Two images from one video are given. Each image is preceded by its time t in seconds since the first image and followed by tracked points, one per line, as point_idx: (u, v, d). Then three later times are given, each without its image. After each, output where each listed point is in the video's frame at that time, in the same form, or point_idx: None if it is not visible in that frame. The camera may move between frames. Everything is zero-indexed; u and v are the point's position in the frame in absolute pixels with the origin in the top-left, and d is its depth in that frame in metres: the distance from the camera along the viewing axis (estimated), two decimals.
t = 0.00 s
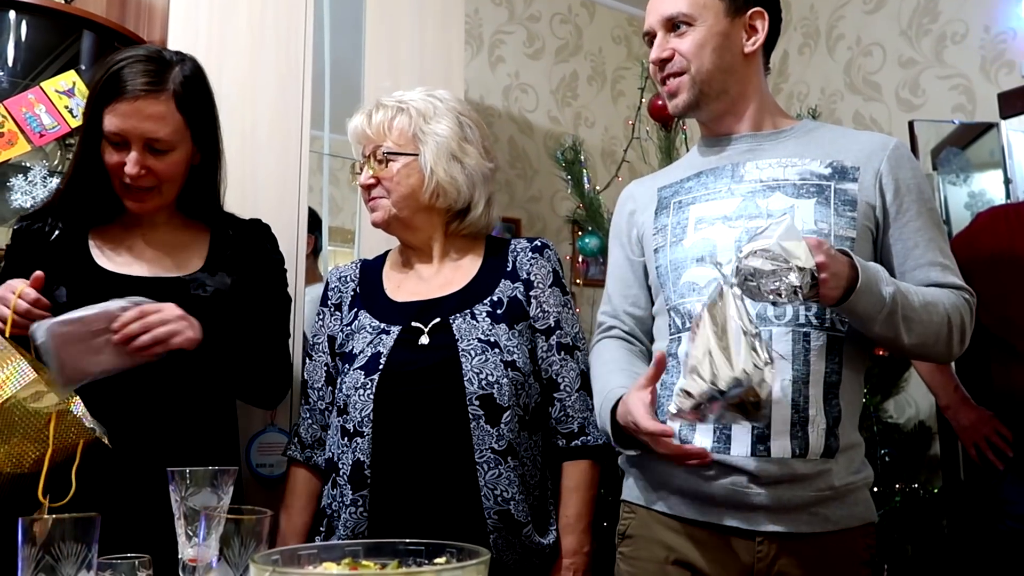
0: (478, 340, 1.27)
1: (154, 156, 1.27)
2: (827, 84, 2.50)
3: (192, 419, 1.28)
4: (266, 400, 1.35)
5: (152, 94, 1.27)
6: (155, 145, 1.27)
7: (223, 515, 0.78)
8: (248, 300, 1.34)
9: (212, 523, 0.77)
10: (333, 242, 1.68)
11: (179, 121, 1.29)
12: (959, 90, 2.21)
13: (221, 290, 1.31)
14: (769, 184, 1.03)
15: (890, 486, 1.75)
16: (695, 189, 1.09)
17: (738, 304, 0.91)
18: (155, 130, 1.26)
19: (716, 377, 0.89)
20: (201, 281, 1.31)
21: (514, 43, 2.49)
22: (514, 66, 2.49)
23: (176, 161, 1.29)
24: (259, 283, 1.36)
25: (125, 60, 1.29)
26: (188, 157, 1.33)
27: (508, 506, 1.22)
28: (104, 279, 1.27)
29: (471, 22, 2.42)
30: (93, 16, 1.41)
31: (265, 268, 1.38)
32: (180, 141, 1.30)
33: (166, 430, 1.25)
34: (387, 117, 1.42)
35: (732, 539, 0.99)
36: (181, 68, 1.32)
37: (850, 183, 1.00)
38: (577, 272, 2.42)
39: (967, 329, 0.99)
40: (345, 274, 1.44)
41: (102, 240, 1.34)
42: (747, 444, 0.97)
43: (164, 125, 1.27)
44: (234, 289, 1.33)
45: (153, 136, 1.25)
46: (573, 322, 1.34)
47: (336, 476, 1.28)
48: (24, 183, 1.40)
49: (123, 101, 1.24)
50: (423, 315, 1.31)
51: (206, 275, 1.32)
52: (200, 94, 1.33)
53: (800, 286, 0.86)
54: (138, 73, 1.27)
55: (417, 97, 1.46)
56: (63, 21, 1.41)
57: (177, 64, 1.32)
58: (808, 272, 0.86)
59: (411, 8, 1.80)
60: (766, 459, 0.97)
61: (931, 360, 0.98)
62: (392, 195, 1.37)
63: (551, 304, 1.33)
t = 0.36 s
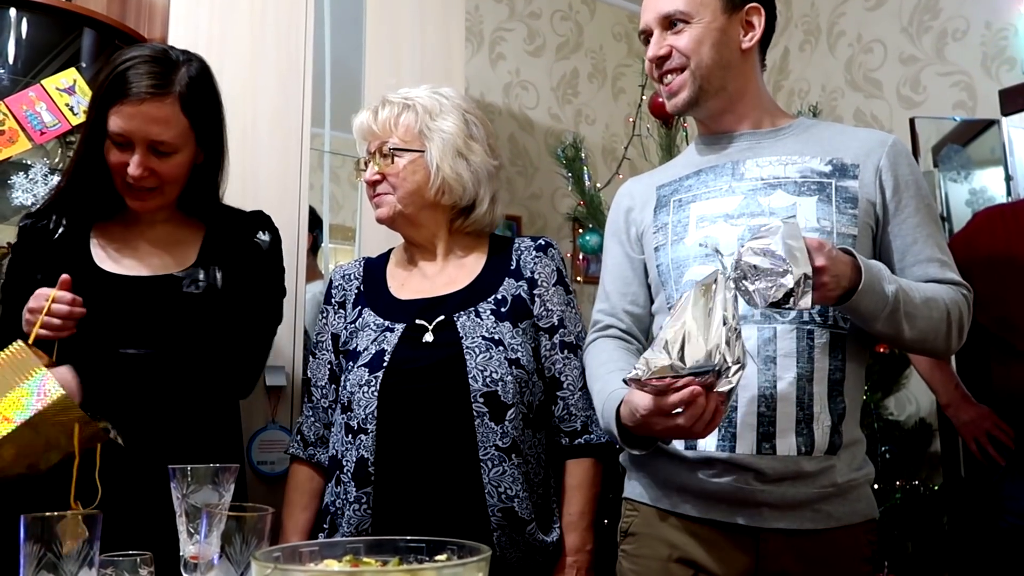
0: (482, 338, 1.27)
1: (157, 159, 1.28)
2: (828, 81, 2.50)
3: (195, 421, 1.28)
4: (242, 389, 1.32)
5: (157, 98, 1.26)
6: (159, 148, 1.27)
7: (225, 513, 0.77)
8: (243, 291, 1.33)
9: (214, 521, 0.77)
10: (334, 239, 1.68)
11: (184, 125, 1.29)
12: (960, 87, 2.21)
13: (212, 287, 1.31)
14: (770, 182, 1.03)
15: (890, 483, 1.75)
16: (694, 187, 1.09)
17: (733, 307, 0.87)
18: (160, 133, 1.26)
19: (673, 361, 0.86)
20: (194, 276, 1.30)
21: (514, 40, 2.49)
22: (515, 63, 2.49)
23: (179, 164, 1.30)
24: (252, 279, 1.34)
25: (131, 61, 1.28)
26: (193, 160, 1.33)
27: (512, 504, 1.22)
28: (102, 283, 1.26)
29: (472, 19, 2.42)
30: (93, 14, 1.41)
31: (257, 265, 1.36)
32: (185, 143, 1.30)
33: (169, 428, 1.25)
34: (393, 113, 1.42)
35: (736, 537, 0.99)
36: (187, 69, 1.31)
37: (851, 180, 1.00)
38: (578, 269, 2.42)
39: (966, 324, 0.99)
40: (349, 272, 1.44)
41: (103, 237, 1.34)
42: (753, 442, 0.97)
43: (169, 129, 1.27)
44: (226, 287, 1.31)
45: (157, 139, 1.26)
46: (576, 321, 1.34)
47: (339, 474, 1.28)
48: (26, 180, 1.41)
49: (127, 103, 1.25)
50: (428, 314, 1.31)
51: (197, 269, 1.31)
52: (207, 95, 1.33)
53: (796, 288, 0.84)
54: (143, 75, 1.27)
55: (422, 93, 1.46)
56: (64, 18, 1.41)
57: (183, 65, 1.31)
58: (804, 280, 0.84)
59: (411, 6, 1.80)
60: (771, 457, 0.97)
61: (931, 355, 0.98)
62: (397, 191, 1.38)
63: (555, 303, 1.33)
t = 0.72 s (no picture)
0: (480, 335, 1.27)
1: (145, 152, 1.27)
2: (826, 77, 2.50)
3: (193, 418, 1.26)
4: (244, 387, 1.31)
5: (139, 89, 1.25)
6: (146, 141, 1.27)
7: (218, 509, 0.76)
8: (245, 289, 1.30)
9: (207, 517, 0.76)
10: (330, 235, 1.68)
11: (169, 116, 1.28)
12: (958, 83, 2.20)
13: (210, 284, 1.29)
14: (764, 176, 1.03)
15: (888, 479, 1.75)
16: (689, 182, 1.08)
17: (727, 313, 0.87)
18: (144, 125, 1.26)
19: (650, 359, 0.87)
20: (193, 274, 1.29)
21: (512, 36, 2.49)
22: (512, 60, 2.48)
23: (168, 156, 1.29)
24: (263, 273, 1.33)
25: (115, 53, 1.28)
26: (184, 150, 1.33)
27: (510, 501, 1.22)
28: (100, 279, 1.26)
29: (469, 15, 2.41)
30: (88, 9, 1.40)
31: (260, 262, 1.33)
32: (171, 134, 1.29)
33: (167, 423, 1.24)
34: (391, 109, 1.42)
35: (732, 532, 0.99)
36: (170, 59, 1.31)
37: (845, 174, 1.00)
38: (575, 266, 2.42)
39: (961, 315, 0.99)
40: (345, 269, 1.44)
41: (108, 235, 1.33)
42: (750, 436, 0.97)
43: (152, 121, 1.26)
44: (224, 284, 1.30)
45: (141, 132, 1.25)
46: (572, 318, 1.34)
47: (336, 471, 1.28)
48: (20, 176, 1.39)
49: (110, 96, 1.24)
50: (426, 310, 1.31)
51: (197, 266, 1.30)
52: (191, 81, 1.32)
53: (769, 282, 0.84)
54: (126, 67, 1.26)
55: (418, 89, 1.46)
56: (58, 14, 1.41)
57: (166, 55, 1.31)
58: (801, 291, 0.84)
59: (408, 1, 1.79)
60: (769, 451, 0.96)
61: (929, 347, 0.98)
62: (396, 186, 1.37)
63: (552, 300, 1.33)
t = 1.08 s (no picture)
0: (477, 332, 1.27)
1: (138, 152, 1.26)
2: (821, 73, 2.50)
3: (198, 416, 1.27)
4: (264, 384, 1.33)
5: (125, 90, 1.24)
6: (136, 142, 1.26)
7: (216, 504, 0.77)
8: (249, 289, 1.31)
9: (205, 512, 0.76)
10: (326, 231, 1.68)
11: (157, 114, 1.27)
12: (953, 79, 2.21)
13: (216, 281, 1.29)
14: (760, 172, 1.03)
15: (882, 474, 1.76)
16: (685, 177, 1.08)
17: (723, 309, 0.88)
18: (132, 126, 1.24)
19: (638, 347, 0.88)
20: (199, 270, 1.29)
21: (508, 31, 2.48)
22: (508, 55, 2.48)
23: (161, 155, 1.28)
24: (270, 271, 1.34)
25: (102, 53, 1.27)
26: (178, 148, 1.31)
27: (507, 497, 1.22)
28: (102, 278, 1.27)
29: (465, 10, 2.41)
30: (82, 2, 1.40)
31: (268, 254, 1.34)
32: (161, 134, 1.28)
33: (168, 419, 1.24)
34: (394, 105, 1.41)
35: (727, 527, 0.99)
36: (156, 56, 1.29)
37: (840, 171, 1.00)
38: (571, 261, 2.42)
39: (954, 312, 0.99)
40: (340, 264, 1.43)
41: (112, 234, 1.34)
42: (745, 430, 0.97)
43: (140, 121, 1.25)
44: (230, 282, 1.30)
45: (130, 133, 1.24)
46: (567, 316, 1.34)
47: (332, 467, 1.27)
48: (14, 171, 1.39)
49: (97, 99, 1.23)
50: (424, 306, 1.31)
51: (202, 262, 1.30)
52: (176, 77, 1.31)
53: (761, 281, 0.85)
54: (113, 67, 1.25)
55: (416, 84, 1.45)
56: (53, 6, 1.40)
57: (151, 53, 1.29)
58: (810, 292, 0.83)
59: None
60: (763, 446, 0.97)
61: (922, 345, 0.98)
62: (400, 181, 1.37)
63: (548, 298, 1.33)
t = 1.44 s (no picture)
0: (473, 329, 1.27)
1: (135, 152, 1.26)
2: (814, 70, 2.50)
3: (194, 408, 1.26)
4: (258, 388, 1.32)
5: (120, 89, 1.24)
6: (133, 141, 1.25)
7: (205, 501, 0.76)
8: (249, 289, 1.30)
9: (194, 510, 0.76)
10: (319, 228, 1.68)
11: (153, 113, 1.26)
12: (946, 76, 2.21)
13: (215, 281, 1.29)
14: (751, 170, 1.03)
15: (873, 470, 1.76)
16: (676, 175, 1.08)
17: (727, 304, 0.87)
18: (128, 126, 1.24)
19: (641, 355, 0.86)
20: (198, 272, 1.29)
21: (501, 28, 2.48)
22: (501, 52, 2.48)
23: (158, 154, 1.28)
24: (271, 276, 1.33)
25: (98, 53, 1.27)
26: (175, 147, 1.31)
27: (502, 493, 1.22)
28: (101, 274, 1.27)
29: (457, 7, 2.40)
30: None
31: (267, 259, 1.33)
32: (158, 133, 1.27)
33: (163, 417, 1.24)
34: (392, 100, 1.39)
35: (719, 523, 0.99)
36: (150, 56, 1.29)
37: (831, 169, 1.00)
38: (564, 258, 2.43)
39: (941, 313, 1.00)
40: (333, 263, 1.43)
41: (111, 235, 1.34)
42: (738, 426, 0.97)
43: (136, 120, 1.24)
44: (229, 283, 1.29)
45: (127, 133, 1.24)
46: (560, 313, 1.34)
47: (327, 464, 1.27)
48: (4, 168, 1.38)
49: (94, 99, 1.23)
50: (420, 304, 1.31)
51: (202, 263, 1.30)
52: (171, 76, 1.30)
53: (769, 286, 0.84)
54: (109, 66, 1.25)
55: (417, 83, 1.42)
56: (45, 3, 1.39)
57: (146, 52, 1.29)
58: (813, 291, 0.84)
59: None
60: (756, 442, 0.97)
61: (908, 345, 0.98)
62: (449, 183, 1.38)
63: (541, 296, 1.33)
